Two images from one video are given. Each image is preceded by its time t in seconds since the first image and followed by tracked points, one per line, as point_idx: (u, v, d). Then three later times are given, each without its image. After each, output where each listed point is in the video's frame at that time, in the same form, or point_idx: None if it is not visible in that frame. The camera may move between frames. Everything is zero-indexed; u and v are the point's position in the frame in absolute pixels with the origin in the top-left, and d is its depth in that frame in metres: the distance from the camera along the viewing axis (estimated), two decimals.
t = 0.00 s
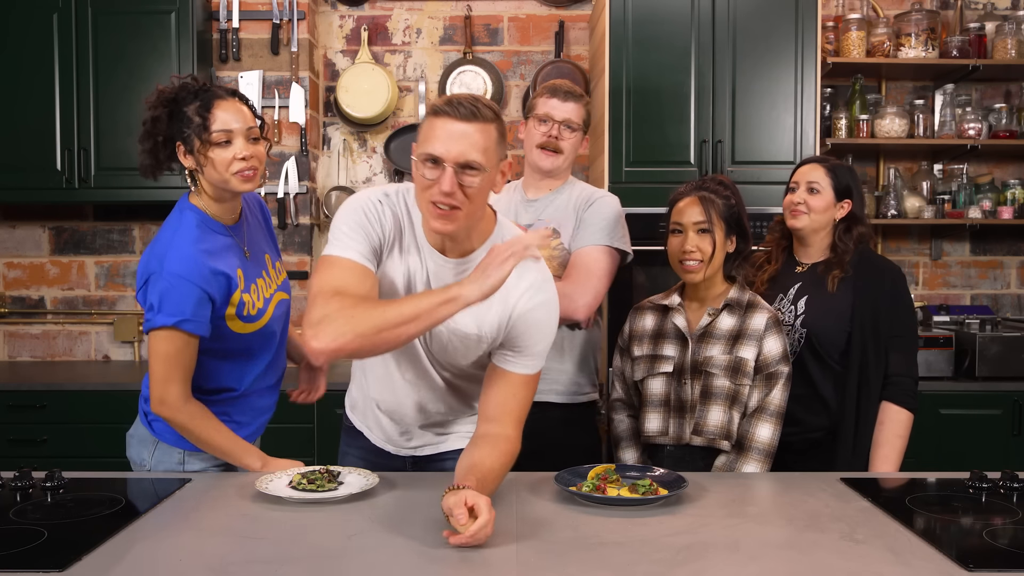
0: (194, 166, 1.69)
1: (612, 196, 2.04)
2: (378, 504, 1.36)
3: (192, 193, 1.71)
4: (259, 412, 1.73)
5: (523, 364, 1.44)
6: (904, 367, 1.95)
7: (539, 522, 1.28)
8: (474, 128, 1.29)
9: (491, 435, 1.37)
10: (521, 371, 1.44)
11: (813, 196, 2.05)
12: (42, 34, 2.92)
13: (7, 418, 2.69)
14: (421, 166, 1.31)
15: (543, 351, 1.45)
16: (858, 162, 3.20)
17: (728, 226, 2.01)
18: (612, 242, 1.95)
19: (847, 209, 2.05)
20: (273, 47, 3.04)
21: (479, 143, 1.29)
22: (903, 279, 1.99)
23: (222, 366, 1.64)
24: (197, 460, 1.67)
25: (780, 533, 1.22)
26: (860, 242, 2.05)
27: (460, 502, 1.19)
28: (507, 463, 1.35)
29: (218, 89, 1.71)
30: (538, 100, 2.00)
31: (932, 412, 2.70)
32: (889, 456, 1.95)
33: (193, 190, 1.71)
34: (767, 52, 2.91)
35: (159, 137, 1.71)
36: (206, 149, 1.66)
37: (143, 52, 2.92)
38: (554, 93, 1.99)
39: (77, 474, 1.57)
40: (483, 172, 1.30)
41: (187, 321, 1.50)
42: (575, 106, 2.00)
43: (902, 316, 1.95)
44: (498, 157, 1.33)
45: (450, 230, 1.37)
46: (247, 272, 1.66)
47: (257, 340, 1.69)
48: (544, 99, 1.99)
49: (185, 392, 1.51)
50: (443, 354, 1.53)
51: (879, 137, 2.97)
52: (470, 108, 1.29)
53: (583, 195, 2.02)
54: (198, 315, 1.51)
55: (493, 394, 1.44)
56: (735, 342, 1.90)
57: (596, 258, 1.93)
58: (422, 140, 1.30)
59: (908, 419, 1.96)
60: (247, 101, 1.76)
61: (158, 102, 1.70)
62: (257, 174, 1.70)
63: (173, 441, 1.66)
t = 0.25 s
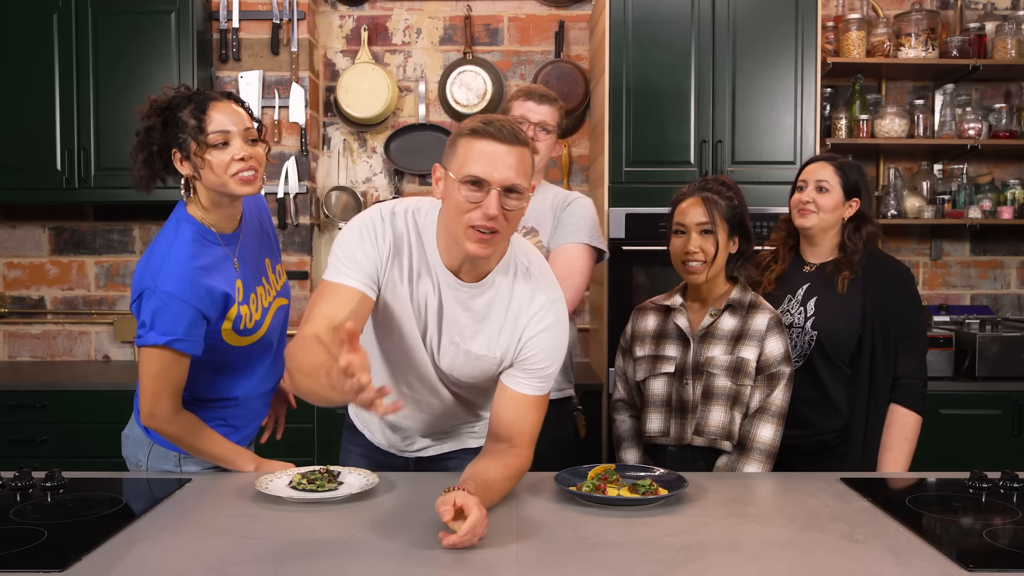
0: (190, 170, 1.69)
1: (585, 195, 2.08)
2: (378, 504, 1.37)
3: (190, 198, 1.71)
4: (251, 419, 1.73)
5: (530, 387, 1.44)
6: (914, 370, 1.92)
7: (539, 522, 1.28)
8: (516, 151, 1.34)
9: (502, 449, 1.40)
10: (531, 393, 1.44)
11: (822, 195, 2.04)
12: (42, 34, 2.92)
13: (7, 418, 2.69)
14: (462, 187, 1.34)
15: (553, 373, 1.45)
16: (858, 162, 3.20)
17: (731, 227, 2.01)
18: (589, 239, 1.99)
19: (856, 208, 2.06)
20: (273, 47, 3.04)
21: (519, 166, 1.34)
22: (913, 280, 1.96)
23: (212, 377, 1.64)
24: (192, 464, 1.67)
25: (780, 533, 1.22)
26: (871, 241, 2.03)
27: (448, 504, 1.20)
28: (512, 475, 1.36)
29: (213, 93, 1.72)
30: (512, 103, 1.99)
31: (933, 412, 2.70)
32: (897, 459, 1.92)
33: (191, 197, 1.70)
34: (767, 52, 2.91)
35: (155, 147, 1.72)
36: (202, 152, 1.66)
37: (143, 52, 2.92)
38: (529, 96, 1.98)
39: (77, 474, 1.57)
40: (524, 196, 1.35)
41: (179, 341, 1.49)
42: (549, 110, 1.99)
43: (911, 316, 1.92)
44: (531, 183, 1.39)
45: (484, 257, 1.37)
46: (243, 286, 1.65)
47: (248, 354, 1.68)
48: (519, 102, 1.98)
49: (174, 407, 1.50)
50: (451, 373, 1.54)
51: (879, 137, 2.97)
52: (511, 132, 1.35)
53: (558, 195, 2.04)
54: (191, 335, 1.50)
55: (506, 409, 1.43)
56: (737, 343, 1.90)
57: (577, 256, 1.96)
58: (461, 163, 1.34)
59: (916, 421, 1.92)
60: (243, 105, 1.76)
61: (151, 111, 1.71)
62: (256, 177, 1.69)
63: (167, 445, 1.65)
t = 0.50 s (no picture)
0: (180, 168, 1.70)
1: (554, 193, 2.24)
2: (377, 504, 1.37)
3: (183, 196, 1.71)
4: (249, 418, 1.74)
5: (530, 388, 1.44)
6: (920, 373, 1.92)
7: (539, 522, 1.29)
8: (509, 147, 1.34)
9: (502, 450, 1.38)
10: (529, 394, 1.43)
11: (827, 194, 2.02)
12: (42, 34, 2.92)
13: (7, 418, 2.69)
14: (455, 184, 1.34)
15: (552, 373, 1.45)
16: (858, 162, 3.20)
17: (734, 227, 2.01)
18: (564, 238, 2.16)
19: (861, 206, 2.05)
20: (273, 47, 3.04)
21: (511, 163, 1.34)
22: (918, 280, 1.96)
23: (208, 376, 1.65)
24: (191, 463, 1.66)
25: (780, 533, 1.22)
26: (875, 241, 2.03)
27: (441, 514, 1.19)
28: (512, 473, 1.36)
29: (198, 90, 1.72)
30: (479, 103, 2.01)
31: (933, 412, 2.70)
32: (904, 462, 1.92)
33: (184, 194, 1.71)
34: (767, 52, 2.91)
35: (148, 148, 1.72)
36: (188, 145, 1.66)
37: (143, 52, 2.92)
38: (494, 95, 2.01)
39: (77, 474, 1.57)
40: (518, 194, 1.34)
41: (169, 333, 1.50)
42: (514, 107, 2.02)
43: (917, 318, 1.93)
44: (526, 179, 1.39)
45: (479, 255, 1.37)
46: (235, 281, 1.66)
47: (243, 350, 1.69)
48: (485, 102, 2.01)
49: (170, 401, 1.52)
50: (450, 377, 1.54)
51: (879, 137, 2.98)
52: (504, 129, 1.35)
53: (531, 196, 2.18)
54: (181, 326, 1.51)
55: (505, 411, 1.43)
56: (739, 343, 1.90)
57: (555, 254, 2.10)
58: (454, 160, 1.35)
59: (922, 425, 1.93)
60: (231, 101, 1.76)
61: (142, 113, 1.72)
62: (241, 168, 1.68)
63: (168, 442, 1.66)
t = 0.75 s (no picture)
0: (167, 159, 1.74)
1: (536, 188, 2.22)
2: (377, 504, 1.37)
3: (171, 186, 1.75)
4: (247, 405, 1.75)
5: (518, 385, 1.44)
6: (922, 374, 1.91)
7: (539, 523, 1.29)
8: (483, 141, 1.35)
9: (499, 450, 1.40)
10: (517, 390, 1.44)
11: (830, 194, 2.02)
12: (42, 34, 2.92)
13: (7, 418, 2.69)
14: (431, 180, 1.34)
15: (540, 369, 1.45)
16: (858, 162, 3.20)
17: (735, 228, 2.01)
18: (546, 233, 2.14)
19: (864, 204, 2.05)
20: (273, 47, 3.04)
21: (485, 154, 1.34)
22: (921, 279, 1.95)
23: (207, 355, 1.66)
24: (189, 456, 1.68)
25: (780, 533, 1.22)
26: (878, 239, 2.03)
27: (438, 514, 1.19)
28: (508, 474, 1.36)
29: (186, 85, 1.76)
30: (444, 99, 2.02)
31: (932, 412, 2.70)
32: (901, 462, 1.92)
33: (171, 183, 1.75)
34: (767, 51, 2.91)
35: (138, 139, 1.76)
36: (172, 136, 1.69)
37: (143, 52, 2.92)
38: (458, 91, 2.01)
39: (77, 474, 1.57)
40: (493, 185, 1.35)
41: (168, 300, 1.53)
42: (480, 100, 2.02)
43: (920, 319, 1.92)
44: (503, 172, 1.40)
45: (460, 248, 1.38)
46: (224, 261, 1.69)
47: (239, 326, 1.71)
48: (449, 98, 2.01)
49: (181, 374, 1.54)
50: (440, 372, 1.56)
51: (879, 137, 2.98)
52: (476, 124, 1.35)
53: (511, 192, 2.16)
54: (179, 293, 1.54)
55: (498, 409, 1.43)
56: (739, 344, 1.90)
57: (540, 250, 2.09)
58: (430, 156, 1.35)
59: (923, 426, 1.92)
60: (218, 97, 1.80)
61: (134, 105, 1.76)
62: (223, 159, 1.71)
63: (165, 439, 1.67)
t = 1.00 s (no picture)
0: (159, 163, 1.85)
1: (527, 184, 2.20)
2: (377, 504, 1.37)
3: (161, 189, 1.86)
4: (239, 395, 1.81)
5: (513, 379, 1.50)
6: (927, 373, 1.91)
7: (540, 522, 1.29)
8: (470, 145, 1.45)
9: (496, 450, 1.43)
10: (513, 384, 1.49)
11: (829, 196, 2.01)
12: (42, 34, 2.92)
13: (7, 418, 2.69)
14: (424, 179, 1.42)
15: (531, 363, 1.51)
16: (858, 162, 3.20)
17: (732, 228, 2.01)
18: (541, 228, 2.12)
19: (863, 204, 2.05)
20: (273, 47, 3.04)
21: (472, 155, 1.44)
22: (923, 277, 1.95)
23: (196, 339, 1.73)
24: (179, 456, 1.75)
25: (780, 533, 1.22)
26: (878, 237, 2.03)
27: (438, 503, 1.20)
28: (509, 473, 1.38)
29: (185, 98, 1.87)
30: (424, 100, 2.03)
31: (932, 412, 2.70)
32: (904, 458, 1.91)
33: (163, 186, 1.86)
34: (767, 51, 2.91)
35: (134, 145, 1.87)
36: (167, 144, 1.80)
37: (143, 52, 2.92)
38: (438, 90, 2.02)
39: (77, 474, 1.57)
40: (482, 184, 1.44)
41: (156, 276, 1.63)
42: (460, 96, 2.02)
43: (924, 317, 1.91)
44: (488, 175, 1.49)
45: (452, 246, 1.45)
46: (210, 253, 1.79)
47: (229, 312, 1.78)
48: (431, 98, 2.02)
49: (173, 349, 1.62)
50: (429, 374, 1.59)
51: (879, 138, 2.98)
52: (465, 130, 1.47)
53: (501, 188, 2.14)
54: (167, 269, 1.65)
55: (495, 407, 1.50)
56: (738, 344, 1.90)
57: (535, 246, 2.08)
58: (422, 157, 1.44)
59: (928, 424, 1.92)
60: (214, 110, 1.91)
61: (134, 111, 1.87)
62: (211, 171, 1.83)
63: (153, 442, 1.76)
